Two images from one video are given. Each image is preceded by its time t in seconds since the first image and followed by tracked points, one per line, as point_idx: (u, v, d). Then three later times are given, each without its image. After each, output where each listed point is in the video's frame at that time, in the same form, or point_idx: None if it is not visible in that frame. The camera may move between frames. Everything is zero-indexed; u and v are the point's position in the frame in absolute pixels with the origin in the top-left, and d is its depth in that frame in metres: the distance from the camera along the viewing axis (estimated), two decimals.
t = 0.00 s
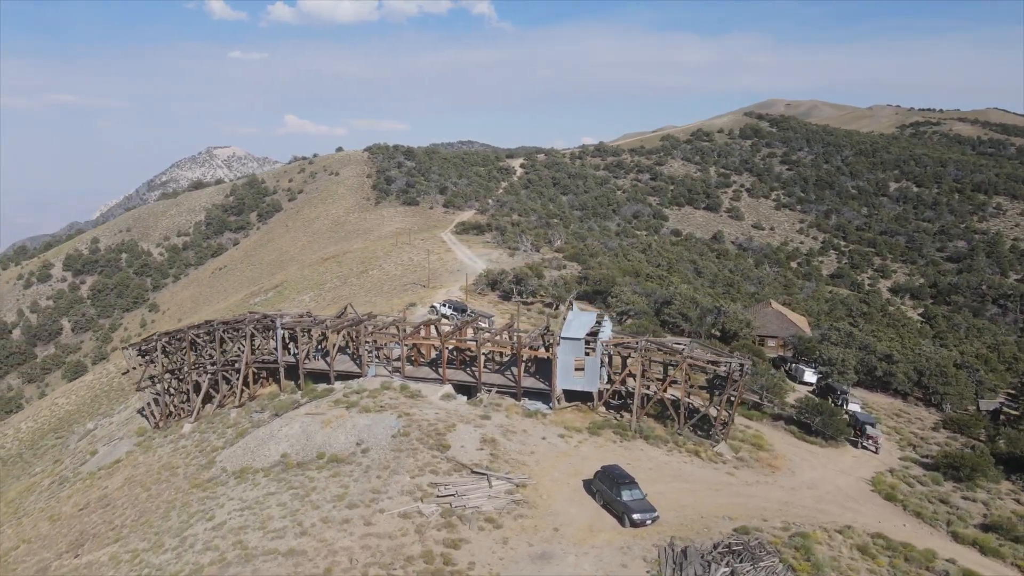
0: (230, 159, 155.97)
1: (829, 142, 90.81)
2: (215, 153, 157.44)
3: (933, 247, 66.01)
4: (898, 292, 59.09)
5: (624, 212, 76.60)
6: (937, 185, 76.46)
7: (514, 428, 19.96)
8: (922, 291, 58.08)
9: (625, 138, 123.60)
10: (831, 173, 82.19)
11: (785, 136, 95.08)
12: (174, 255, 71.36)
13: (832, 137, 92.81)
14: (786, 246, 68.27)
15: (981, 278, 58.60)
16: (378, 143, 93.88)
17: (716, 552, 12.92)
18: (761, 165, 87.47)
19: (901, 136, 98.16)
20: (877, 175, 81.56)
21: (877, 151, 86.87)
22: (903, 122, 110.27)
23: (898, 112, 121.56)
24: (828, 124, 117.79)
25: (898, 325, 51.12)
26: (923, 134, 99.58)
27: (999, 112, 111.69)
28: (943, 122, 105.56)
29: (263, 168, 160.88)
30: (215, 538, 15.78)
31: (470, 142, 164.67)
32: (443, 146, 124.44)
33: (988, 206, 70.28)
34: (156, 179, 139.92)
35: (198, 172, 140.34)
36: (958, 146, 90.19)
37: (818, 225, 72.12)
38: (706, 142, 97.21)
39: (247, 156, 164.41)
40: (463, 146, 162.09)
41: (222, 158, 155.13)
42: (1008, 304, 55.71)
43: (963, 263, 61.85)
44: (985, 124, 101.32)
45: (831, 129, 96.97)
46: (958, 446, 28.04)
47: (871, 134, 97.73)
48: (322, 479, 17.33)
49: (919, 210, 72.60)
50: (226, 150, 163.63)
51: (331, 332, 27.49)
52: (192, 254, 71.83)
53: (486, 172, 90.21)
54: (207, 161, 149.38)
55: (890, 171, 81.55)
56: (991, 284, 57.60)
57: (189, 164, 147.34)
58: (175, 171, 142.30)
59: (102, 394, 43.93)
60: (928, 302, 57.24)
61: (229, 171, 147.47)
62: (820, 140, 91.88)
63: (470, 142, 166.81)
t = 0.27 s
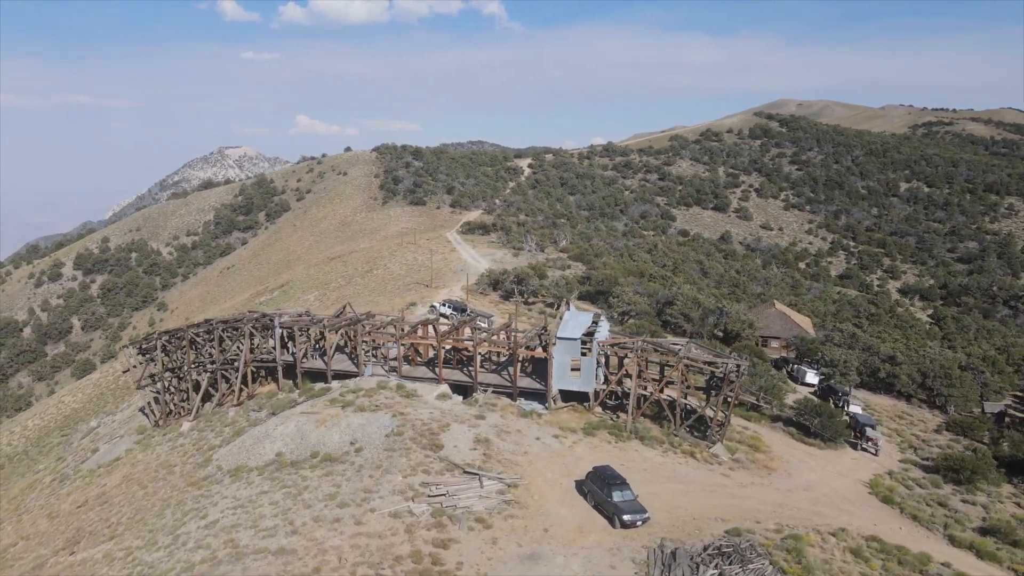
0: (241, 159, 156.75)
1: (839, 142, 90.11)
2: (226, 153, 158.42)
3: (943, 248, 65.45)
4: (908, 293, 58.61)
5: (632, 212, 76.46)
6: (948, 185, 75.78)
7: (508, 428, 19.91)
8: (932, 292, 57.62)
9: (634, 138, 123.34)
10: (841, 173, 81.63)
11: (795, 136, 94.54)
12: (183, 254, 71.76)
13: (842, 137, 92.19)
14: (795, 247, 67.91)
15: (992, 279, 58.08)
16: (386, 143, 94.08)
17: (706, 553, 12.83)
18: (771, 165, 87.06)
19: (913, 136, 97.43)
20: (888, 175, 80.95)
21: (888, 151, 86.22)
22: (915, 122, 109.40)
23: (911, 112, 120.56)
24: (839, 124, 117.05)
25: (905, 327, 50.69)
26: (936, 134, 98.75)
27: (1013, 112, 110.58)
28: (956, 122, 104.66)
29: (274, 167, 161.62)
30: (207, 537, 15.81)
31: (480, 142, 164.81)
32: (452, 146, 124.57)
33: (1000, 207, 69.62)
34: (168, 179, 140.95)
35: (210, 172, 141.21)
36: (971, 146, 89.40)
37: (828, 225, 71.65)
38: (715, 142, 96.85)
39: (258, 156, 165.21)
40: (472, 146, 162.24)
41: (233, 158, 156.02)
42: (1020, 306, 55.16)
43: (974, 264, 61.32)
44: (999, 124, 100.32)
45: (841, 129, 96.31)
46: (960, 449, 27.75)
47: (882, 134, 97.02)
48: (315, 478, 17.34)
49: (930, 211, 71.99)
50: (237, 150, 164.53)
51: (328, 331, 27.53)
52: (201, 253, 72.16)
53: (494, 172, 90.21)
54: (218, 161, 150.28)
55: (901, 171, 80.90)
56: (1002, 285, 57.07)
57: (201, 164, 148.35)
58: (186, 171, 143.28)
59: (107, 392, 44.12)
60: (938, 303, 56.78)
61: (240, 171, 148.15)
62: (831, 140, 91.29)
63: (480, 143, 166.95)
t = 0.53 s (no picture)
0: (252, 159, 157.59)
1: (850, 142, 89.40)
2: (238, 154, 159.38)
3: (954, 249, 64.87)
4: (918, 294, 58.15)
5: (640, 212, 76.31)
6: (960, 186, 75.07)
7: (502, 428, 19.86)
8: (942, 294, 57.15)
9: (643, 138, 123.04)
10: (851, 174, 81.05)
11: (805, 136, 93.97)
12: (192, 254, 72.19)
13: (853, 137, 91.53)
14: (804, 247, 67.53)
15: (1004, 281, 57.56)
16: (395, 143, 94.28)
17: (695, 555, 12.74)
18: (780, 165, 86.63)
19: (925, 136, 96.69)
20: (899, 175, 80.30)
21: (899, 151, 85.53)
22: (928, 122, 108.47)
23: (923, 111, 119.52)
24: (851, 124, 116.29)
25: (914, 328, 50.26)
26: (948, 134, 97.89)
27: None
28: (969, 122, 103.65)
29: (285, 167, 162.33)
30: (200, 535, 15.83)
31: (491, 143, 164.91)
32: (461, 146, 124.64)
33: (1013, 208, 68.93)
34: (181, 179, 142.06)
35: (221, 172, 142.15)
36: (984, 146, 88.60)
37: (837, 226, 71.16)
38: (725, 142, 96.47)
39: (270, 156, 165.99)
40: (482, 147, 162.30)
41: (245, 158, 156.93)
42: None
43: (986, 266, 60.78)
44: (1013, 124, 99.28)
45: (852, 129, 95.63)
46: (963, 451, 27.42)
47: (894, 134, 96.23)
48: (308, 477, 17.35)
49: (941, 211, 71.42)
50: (249, 150, 165.47)
51: (326, 330, 27.59)
52: (210, 253, 72.53)
53: (502, 172, 90.25)
54: (230, 161, 151.27)
55: (912, 171, 80.22)
56: (1014, 286, 56.52)
57: (212, 164, 149.34)
58: (198, 171, 144.34)
59: (114, 390, 44.36)
60: (948, 304, 56.32)
61: (252, 170, 148.87)
62: (841, 140, 90.67)
63: (490, 144, 167.04)
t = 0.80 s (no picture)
0: (264, 159, 158.44)
1: (861, 142, 88.62)
2: (250, 154, 160.39)
3: (967, 250, 64.25)
4: (929, 295, 57.68)
5: (648, 212, 76.13)
6: (973, 186, 74.29)
7: (497, 429, 19.81)
8: (953, 295, 56.63)
9: (652, 138, 122.70)
10: (862, 174, 80.43)
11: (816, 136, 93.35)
12: (202, 253, 72.64)
13: (864, 137, 90.81)
14: (813, 248, 67.13)
15: (1017, 282, 56.97)
16: (404, 143, 94.53)
17: (685, 558, 12.64)
18: (791, 165, 86.13)
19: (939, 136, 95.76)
20: (911, 175, 79.58)
21: (911, 151, 84.73)
22: (942, 122, 107.40)
23: (938, 111, 118.33)
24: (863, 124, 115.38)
25: (922, 330, 49.78)
26: (962, 134, 96.90)
27: None
28: (983, 122, 102.51)
29: (297, 167, 163.04)
30: (192, 533, 15.89)
31: (501, 143, 164.94)
32: (471, 146, 124.74)
33: None
34: (193, 179, 143.22)
35: (233, 172, 143.10)
36: (999, 146, 87.61)
37: (848, 226, 70.69)
38: (735, 142, 96.04)
39: (281, 156, 166.76)
40: (492, 146, 162.42)
41: (257, 158, 157.89)
42: None
43: (998, 267, 60.20)
44: None
45: (863, 129, 94.85)
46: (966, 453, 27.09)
47: (906, 134, 95.37)
48: (301, 476, 17.38)
49: (953, 212, 70.72)
50: (261, 150, 166.41)
51: (324, 330, 27.67)
52: (220, 252, 72.92)
53: (511, 172, 90.23)
54: (243, 161, 152.31)
55: (924, 171, 79.48)
56: None
57: (224, 164, 150.39)
58: (211, 172, 145.51)
59: (121, 388, 44.64)
60: (959, 305, 55.79)
61: (263, 170, 149.58)
62: (853, 140, 89.97)
63: (500, 144, 167.15)
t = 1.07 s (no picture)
0: (277, 158, 159.24)
1: (873, 142, 87.78)
2: (263, 154, 161.40)
3: (979, 251, 63.61)
4: (939, 296, 57.17)
5: (657, 213, 75.92)
6: (986, 186, 73.48)
7: (492, 429, 19.77)
8: (965, 297, 56.07)
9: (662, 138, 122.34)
10: (874, 174, 79.74)
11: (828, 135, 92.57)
12: (212, 253, 73.07)
13: (876, 137, 90.04)
14: (823, 249, 66.74)
15: None
16: (413, 143, 94.74)
17: (675, 561, 12.55)
18: (801, 165, 85.58)
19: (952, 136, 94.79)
20: (923, 175, 78.82)
21: (924, 151, 83.89)
22: (957, 122, 106.27)
23: (952, 111, 117.08)
24: (876, 124, 114.40)
25: (931, 332, 49.32)
26: (977, 134, 95.84)
27: None
28: (998, 122, 101.32)
29: (309, 167, 163.76)
30: (186, 531, 15.96)
31: (512, 142, 164.82)
32: (480, 146, 124.83)
33: None
34: (206, 179, 144.40)
35: (245, 172, 144.00)
36: (1014, 146, 86.58)
37: (859, 227, 70.17)
38: (745, 142, 95.57)
39: (293, 155, 167.54)
40: (502, 146, 162.50)
41: (269, 157, 158.79)
42: None
43: (1011, 268, 59.67)
44: None
45: (875, 129, 94.01)
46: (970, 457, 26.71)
47: (919, 134, 94.46)
48: (295, 475, 17.42)
49: (966, 212, 69.99)
50: (273, 150, 167.34)
51: (322, 329, 27.79)
52: (229, 252, 73.28)
53: (520, 172, 90.19)
54: (255, 162, 153.32)
55: (937, 172, 78.70)
56: None
57: (236, 165, 151.43)
58: (225, 172, 146.68)
59: (128, 386, 44.88)
60: (971, 307, 55.23)
61: (275, 170, 150.19)
62: (865, 140, 89.19)
63: (511, 144, 167.14)
